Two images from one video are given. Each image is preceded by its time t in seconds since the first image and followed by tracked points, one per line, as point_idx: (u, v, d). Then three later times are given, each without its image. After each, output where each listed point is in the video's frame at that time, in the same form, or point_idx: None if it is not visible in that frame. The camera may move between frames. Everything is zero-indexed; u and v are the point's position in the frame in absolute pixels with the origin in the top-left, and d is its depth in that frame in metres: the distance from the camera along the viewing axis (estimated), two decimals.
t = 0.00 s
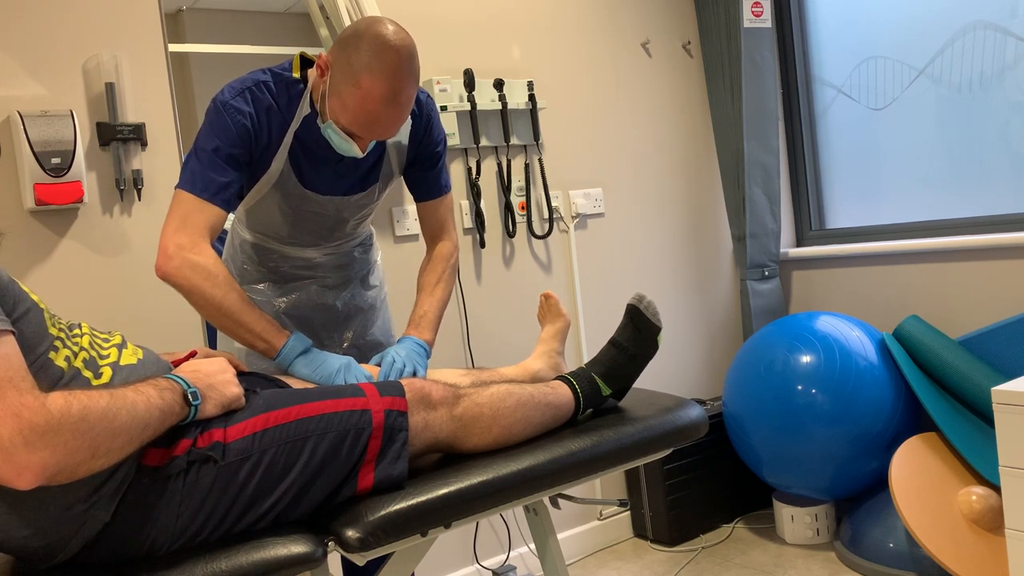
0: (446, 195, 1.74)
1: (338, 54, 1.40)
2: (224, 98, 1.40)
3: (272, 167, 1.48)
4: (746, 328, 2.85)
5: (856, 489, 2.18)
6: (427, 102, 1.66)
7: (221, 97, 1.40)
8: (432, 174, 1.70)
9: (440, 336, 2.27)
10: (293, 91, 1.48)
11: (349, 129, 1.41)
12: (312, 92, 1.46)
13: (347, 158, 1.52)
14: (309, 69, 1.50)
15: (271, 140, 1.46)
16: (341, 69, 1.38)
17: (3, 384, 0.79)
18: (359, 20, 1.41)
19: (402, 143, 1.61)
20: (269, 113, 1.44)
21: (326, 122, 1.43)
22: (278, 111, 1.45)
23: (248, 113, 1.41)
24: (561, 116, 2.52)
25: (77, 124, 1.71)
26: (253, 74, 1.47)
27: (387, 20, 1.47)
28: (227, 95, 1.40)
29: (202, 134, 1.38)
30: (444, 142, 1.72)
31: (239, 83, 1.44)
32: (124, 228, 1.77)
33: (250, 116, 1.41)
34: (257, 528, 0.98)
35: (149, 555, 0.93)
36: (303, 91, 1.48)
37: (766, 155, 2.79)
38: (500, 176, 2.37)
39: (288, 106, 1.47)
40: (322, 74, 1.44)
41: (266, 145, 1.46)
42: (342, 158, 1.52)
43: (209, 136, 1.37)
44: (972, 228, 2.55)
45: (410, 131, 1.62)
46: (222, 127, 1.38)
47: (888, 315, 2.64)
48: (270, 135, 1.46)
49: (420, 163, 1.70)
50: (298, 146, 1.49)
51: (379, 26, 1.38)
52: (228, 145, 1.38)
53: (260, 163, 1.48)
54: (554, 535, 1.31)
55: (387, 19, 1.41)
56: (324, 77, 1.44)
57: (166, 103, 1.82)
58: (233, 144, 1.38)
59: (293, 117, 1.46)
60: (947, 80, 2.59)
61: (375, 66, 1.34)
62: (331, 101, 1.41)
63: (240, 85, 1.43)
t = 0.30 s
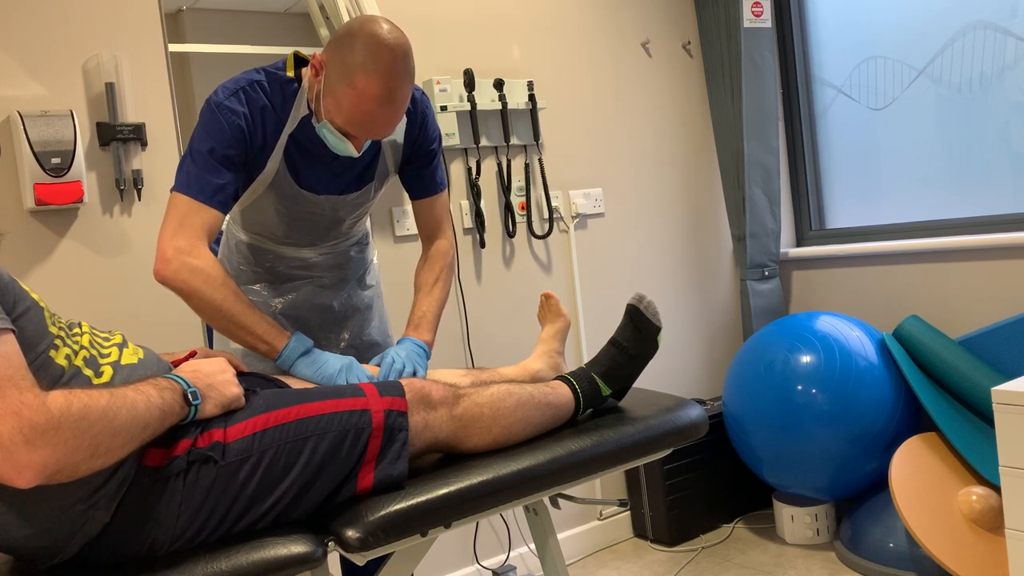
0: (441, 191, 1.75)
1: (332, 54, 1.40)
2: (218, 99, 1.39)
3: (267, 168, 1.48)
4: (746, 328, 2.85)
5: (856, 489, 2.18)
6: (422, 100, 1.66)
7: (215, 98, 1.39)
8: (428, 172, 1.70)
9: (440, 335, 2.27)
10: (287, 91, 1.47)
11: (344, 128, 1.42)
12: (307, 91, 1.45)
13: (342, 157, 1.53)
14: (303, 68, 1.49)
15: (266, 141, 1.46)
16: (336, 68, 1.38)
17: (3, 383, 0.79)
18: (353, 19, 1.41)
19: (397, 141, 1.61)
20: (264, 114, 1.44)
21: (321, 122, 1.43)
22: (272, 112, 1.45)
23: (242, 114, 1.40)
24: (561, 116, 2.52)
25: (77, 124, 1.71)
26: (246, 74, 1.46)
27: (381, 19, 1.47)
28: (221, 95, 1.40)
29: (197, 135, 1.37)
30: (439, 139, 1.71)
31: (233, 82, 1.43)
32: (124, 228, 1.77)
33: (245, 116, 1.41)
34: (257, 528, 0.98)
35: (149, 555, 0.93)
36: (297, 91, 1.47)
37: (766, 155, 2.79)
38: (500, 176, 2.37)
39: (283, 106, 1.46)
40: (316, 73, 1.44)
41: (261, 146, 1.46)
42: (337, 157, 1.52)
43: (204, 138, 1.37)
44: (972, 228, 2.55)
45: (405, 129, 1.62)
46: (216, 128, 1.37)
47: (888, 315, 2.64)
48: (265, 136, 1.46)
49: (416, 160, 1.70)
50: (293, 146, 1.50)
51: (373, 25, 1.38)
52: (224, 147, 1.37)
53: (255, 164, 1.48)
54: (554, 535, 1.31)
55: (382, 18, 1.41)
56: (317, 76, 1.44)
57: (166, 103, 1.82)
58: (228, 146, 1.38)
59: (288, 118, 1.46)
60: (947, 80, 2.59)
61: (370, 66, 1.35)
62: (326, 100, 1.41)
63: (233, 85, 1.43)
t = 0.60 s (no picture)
0: (438, 190, 1.75)
1: (331, 53, 1.40)
2: (215, 98, 1.39)
3: (264, 168, 1.48)
4: (746, 328, 2.85)
5: (856, 489, 2.17)
6: (419, 98, 1.66)
7: (212, 97, 1.40)
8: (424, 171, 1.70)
9: (440, 335, 2.27)
10: (284, 90, 1.47)
11: (343, 128, 1.42)
12: (304, 90, 1.45)
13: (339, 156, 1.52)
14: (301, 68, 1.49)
15: (264, 140, 1.46)
16: (335, 68, 1.38)
17: (3, 381, 0.79)
18: (352, 19, 1.41)
19: (394, 139, 1.61)
20: (261, 113, 1.44)
21: (319, 121, 1.43)
22: (270, 112, 1.45)
23: (239, 113, 1.41)
24: (561, 116, 2.52)
25: (77, 124, 1.71)
26: (244, 73, 1.46)
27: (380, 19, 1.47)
28: (218, 95, 1.40)
29: (195, 134, 1.38)
30: (436, 138, 1.71)
31: (230, 82, 1.43)
32: (124, 228, 1.77)
33: (243, 116, 1.41)
34: (257, 528, 0.98)
35: (149, 555, 0.93)
36: (294, 90, 1.48)
37: (766, 155, 2.79)
38: (500, 176, 2.37)
39: (280, 105, 1.46)
40: (313, 73, 1.44)
41: (258, 145, 1.46)
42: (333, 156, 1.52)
43: (202, 138, 1.37)
44: (972, 228, 2.55)
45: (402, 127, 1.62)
46: (214, 127, 1.37)
47: (888, 315, 2.64)
48: (263, 136, 1.46)
49: (412, 159, 1.69)
50: (290, 144, 1.49)
51: (373, 25, 1.38)
52: (221, 146, 1.38)
53: (253, 164, 1.48)
54: (554, 535, 1.31)
55: (381, 17, 1.41)
56: (316, 75, 1.44)
57: (166, 103, 1.82)
58: (225, 145, 1.38)
59: (285, 117, 1.46)
60: (947, 80, 2.59)
61: (369, 66, 1.35)
62: (325, 100, 1.41)
63: (231, 85, 1.43)
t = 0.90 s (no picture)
0: (438, 189, 1.75)
1: (333, 53, 1.39)
2: (216, 99, 1.39)
3: (265, 168, 1.48)
4: (746, 327, 2.85)
5: (855, 489, 2.17)
6: (419, 98, 1.65)
7: (212, 98, 1.40)
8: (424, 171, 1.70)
9: (440, 335, 2.27)
10: (284, 90, 1.47)
11: (345, 128, 1.42)
12: (307, 91, 1.46)
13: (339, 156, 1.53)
14: (303, 68, 1.50)
15: (264, 141, 1.46)
16: (337, 68, 1.38)
17: (3, 380, 0.79)
18: (355, 20, 1.41)
19: (394, 139, 1.61)
20: (262, 114, 1.44)
21: (321, 121, 1.43)
22: (271, 113, 1.45)
23: (240, 114, 1.41)
24: (561, 116, 2.52)
25: (77, 124, 1.71)
26: (244, 74, 1.46)
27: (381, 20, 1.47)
28: (218, 95, 1.40)
29: (195, 135, 1.38)
30: (436, 138, 1.71)
31: (230, 82, 1.43)
32: (124, 228, 1.77)
33: (243, 116, 1.41)
34: (257, 527, 0.98)
35: (149, 555, 0.93)
36: (294, 91, 1.47)
37: (766, 155, 2.79)
38: (500, 176, 2.37)
39: (280, 106, 1.46)
40: (317, 73, 1.44)
41: (258, 146, 1.46)
42: (333, 156, 1.52)
43: (202, 138, 1.37)
44: (972, 228, 2.55)
45: (402, 128, 1.62)
46: (214, 128, 1.37)
47: (888, 315, 2.64)
48: (263, 136, 1.46)
49: (412, 158, 1.69)
50: (291, 146, 1.50)
51: (375, 26, 1.38)
52: (221, 147, 1.37)
53: (253, 164, 1.48)
54: (554, 535, 1.31)
55: (383, 18, 1.41)
56: (318, 76, 1.44)
57: (166, 103, 1.82)
58: (226, 146, 1.38)
59: (286, 118, 1.46)
60: (947, 80, 2.59)
61: (372, 66, 1.35)
62: (327, 101, 1.41)
63: (231, 85, 1.43)
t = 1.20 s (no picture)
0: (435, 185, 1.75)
1: (327, 48, 1.38)
2: (211, 96, 1.39)
3: (262, 163, 1.48)
4: (746, 328, 2.85)
5: (855, 489, 2.17)
6: (415, 94, 1.66)
7: (207, 95, 1.40)
8: (419, 167, 1.70)
9: (440, 335, 2.27)
10: (279, 86, 1.46)
11: (339, 122, 1.41)
12: (302, 84, 1.44)
13: (336, 152, 1.52)
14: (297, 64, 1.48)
15: (260, 137, 1.46)
16: (331, 62, 1.37)
17: (3, 380, 0.79)
18: (348, 14, 1.40)
19: (390, 137, 1.61)
20: (258, 111, 1.44)
21: (316, 116, 1.42)
22: (266, 109, 1.45)
23: (235, 111, 1.40)
24: (561, 116, 2.52)
25: (77, 124, 1.71)
26: (239, 71, 1.46)
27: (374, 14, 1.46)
28: (213, 93, 1.40)
29: (190, 133, 1.38)
30: (432, 134, 1.72)
31: (225, 80, 1.43)
32: (124, 228, 1.77)
33: (238, 113, 1.41)
34: (257, 527, 0.98)
35: (149, 555, 0.93)
36: (290, 86, 1.47)
37: (766, 155, 2.79)
38: (500, 176, 2.37)
39: (276, 102, 1.46)
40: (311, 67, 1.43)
41: (254, 143, 1.46)
42: (331, 152, 1.52)
43: (198, 136, 1.37)
44: (972, 228, 2.55)
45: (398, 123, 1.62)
46: (210, 126, 1.37)
47: (888, 315, 2.64)
48: (259, 133, 1.45)
49: (406, 155, 1.70)
50: (288, 144, 1.50)
51: (369, 19, 1.37)
52: (218, 144, 1.37)
53: (250, 161, 1.48)
54: (554, 535, 1.31)
55: (376, 12, 1.40)
56: (312, 71, 1.43)
57: (166, 103, 1.82)
58: (221, 143, 1.38)
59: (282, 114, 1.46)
60: (947, 80, 2.59)
61: (367, 60, 1.34)
62: (321, 95, 1.40)
63: (226, 83, 1.43)
